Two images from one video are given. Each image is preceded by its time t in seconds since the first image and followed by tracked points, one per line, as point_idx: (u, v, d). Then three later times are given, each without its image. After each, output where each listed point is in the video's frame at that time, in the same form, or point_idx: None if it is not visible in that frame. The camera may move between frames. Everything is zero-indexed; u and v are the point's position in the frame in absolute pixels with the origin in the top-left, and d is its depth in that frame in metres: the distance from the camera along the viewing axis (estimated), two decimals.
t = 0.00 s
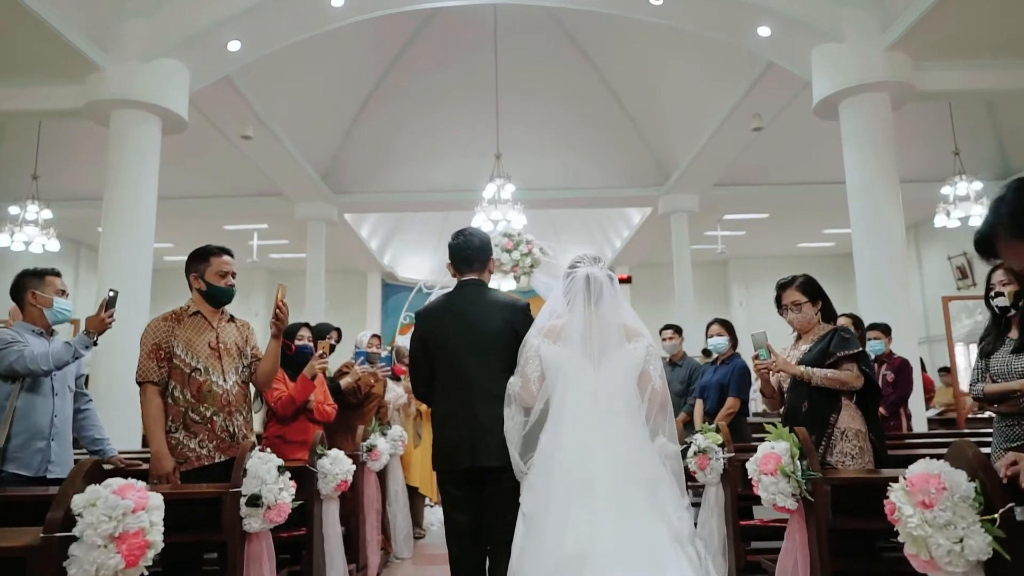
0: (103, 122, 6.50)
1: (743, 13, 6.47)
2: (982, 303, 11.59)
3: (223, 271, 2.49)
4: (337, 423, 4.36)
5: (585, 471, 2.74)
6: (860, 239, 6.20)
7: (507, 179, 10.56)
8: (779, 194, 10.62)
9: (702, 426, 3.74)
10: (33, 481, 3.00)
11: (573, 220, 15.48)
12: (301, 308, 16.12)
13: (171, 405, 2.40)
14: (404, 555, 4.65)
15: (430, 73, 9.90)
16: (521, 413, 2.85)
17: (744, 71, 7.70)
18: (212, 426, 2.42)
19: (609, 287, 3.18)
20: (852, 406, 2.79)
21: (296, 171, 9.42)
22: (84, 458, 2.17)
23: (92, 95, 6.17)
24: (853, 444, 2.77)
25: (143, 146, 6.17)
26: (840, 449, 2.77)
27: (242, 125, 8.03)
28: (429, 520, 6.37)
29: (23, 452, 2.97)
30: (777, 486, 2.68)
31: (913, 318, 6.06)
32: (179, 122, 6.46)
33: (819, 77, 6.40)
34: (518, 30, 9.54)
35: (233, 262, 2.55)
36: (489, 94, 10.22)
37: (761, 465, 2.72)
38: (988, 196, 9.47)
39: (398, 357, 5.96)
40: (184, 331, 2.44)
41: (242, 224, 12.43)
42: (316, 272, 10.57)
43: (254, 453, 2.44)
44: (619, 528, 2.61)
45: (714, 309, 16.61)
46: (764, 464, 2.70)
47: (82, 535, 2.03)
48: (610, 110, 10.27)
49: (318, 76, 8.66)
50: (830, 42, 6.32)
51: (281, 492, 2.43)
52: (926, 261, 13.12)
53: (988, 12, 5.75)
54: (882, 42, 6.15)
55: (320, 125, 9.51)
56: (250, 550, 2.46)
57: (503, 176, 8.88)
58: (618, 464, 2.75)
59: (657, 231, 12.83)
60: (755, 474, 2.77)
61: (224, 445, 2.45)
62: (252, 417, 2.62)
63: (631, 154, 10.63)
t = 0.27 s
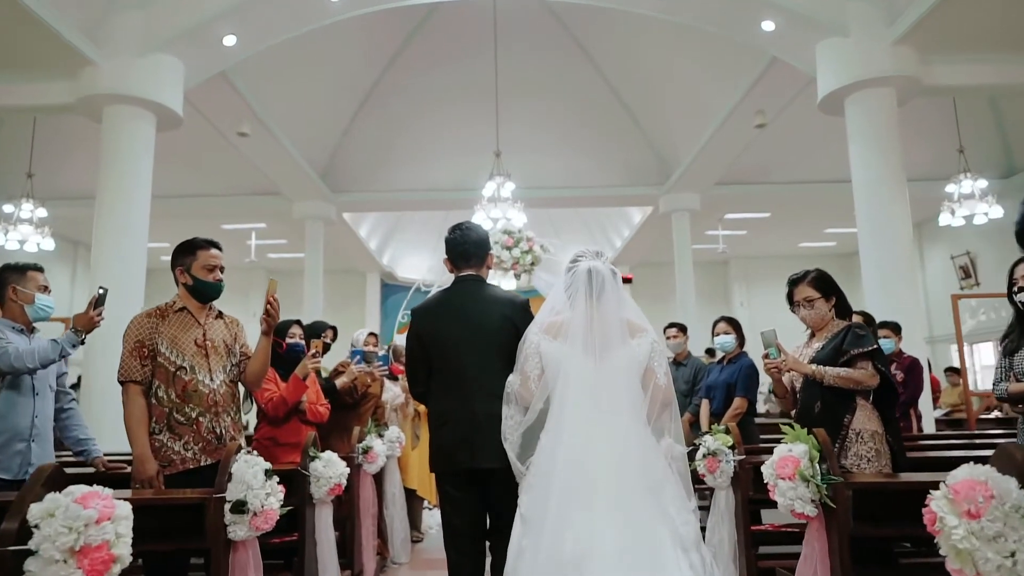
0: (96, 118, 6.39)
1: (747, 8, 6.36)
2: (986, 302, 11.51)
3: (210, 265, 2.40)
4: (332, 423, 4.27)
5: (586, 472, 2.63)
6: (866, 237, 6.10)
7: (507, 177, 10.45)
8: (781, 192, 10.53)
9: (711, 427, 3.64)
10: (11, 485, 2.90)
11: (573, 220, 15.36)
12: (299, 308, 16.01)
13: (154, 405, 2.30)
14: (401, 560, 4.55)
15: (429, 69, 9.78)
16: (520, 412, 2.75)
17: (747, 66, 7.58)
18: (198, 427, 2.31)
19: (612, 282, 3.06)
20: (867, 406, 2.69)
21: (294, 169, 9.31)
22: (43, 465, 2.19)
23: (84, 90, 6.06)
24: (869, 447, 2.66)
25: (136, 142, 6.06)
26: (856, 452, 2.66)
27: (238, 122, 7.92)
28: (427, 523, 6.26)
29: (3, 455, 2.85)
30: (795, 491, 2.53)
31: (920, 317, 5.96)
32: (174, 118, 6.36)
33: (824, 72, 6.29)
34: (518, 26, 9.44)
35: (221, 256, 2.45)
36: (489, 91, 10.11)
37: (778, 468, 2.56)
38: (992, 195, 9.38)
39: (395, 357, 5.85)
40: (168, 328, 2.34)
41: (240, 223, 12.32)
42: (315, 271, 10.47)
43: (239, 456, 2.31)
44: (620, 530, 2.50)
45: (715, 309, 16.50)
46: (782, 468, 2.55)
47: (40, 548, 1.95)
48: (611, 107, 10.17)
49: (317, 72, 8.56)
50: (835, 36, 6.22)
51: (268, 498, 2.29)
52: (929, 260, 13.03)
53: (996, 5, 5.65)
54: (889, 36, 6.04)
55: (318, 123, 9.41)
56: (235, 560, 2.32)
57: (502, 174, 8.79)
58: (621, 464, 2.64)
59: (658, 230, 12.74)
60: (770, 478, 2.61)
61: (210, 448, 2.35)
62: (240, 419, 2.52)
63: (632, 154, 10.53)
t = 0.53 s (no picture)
0: (88, 114, 6.28)
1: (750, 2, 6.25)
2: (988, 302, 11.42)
3: (195, 259, 2.30)
4: (327, 425, 4.18)
5: (588, 474, 2.52)
6: (870, 235, 6.00)
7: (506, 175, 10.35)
8: (783, 191, 10.44)
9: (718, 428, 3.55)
10: None
11: (573, 220, 15.25)
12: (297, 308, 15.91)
13: (135, 405, 2.21)
14: (398, 564, 4.44)
15: (427, 67, 9.68)
16: (519, 413, 2.64)
17: (749, 63, 7.49)
18: (180, 429, 2.22)
19: (616, 279, 2.94)
20: (882, 405, 2.60)
21: (291, 167, 9.21)
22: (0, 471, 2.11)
23: (76, 85, 5.95)
24: (885, 449, 2.56)
25: (129, 139, 5.96)
26: (870, 454, 2.56)
27: (234, 119, 7.82)
28: (425, 526, 6.15)
29: None
30: (813, 496, 2.39)
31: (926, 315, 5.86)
32: (168, 114, 6.25)
33: (828, 67, 6.18)
34: (516, 21, 9.34)
35: (207, 249, 2.36)
36: (487, 89, 10.01)
37: (795, 472, 2.43)
38: (996, 193, 9.29)
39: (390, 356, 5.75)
40: (151, 324, 2.25)
41: (237, 222, 12.22)
42: (313, 271, 10.37)
43: (222, 459, 2.19)
44: (623, 536, 2.40)
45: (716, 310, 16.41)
46: (800, 472, 2.42)
47: None
48: (611, 105, 10.07)
49: (312, 69, 8.45)
50: (840, 30, 6.11)
51: (252, 504, 2.17)
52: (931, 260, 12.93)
53: None
54: (894, 30, 5.95)
55: (315, 120, 9.31)
56: (217, 568, 2.19)
57: (502, 172, 8.68)
58: (625, 467, 2.53)
59: (659, 229, 12.64)
60: (785, 483, 2.47)
61: (194, 450, 2.25)
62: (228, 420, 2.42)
63: (632, 153, 10.44)
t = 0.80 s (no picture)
0: (80, 109, 6.18)
1: None
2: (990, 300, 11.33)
3: (178, 251, 2.23)
4: (320, 424, 4.09)
5: (591, 476, 2.43)
6: (875, 232, 5.90)
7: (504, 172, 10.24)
8: (784, 189, 10.34)
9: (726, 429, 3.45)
10: None
11: (572, 218, 15.15)
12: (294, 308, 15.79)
13: (113, 404, 2.12)
14: (394, 568, 4.33)
15: (424, 62, 9.58)
16: (519, 413, 2.55)
17: (752, 57, 7.39)
18: (161, 429, 2.13)
19: (620, 275, 2.84)
20: (897, 404, 2.50)
21: (287, 164, 9.11)
22: None
23: (66, 78, 5.84)
24: (900, 449, 2.47)
25: (122, 133, 5.86)
26: (885, 455, 2.47)
27: (229, 114, 7.72)
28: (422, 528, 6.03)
29: None
30: (831, 500, 2.29)
31: (932, 313, 5.77)
32: (161, 108, 6.15)
33: (831, 61, 6.09)
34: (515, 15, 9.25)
35: (192, 241, 2.29)
36: (485, 85, 9.90)
37: (811, 474, 2.32)
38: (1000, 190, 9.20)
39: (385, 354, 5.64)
40: (130, 319, 2.17)
41: (234, 220, 12.12)
42: (309, 269, 10.26)
43: (201, 461, 2.09)
44: (627, 539, 2.32)
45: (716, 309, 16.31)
46: (815, 473, 2.32)
47: None
48: (610, 101, 9.97)
49: (309, 63, 8.34)
50: (844, 24, 6.02)
51: (232, 509, 2.06)
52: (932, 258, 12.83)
53: None
54: (899, 24, 5.85)
55: (312, 117, 9.21)
56: None
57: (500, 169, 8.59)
58: (628, 469, 2.44)
59: (659, 228, 12.55)
60: (800, 486, 2.36)
61: (176, 452, 2.16)
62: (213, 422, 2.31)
63: (631, 151, 10.34)
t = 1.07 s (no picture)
0: (72, 105, 6.07)
1: None
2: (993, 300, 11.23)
3: (161, 244, 2.15)
4: (314, 425, 4.02)
5: (596, 481, 2.34)
6: (880, 228, 5.80)
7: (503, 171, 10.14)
8: (786, 188, 10.24)
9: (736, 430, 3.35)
10: None
11: (572, 218, 15.06)
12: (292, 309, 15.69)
13: (90, 405, 2.03)
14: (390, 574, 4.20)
15: (423, 59, 9.49)
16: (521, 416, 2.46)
17: (754, 54, 7.29)
18: (142, 431, 2.04)
19: (626, 276, 2.76)
20: (913, 405, 2.42)
21: (285, 163, 9.00)
22: None
23: (58, 74, 5.73)
24: (917, 452, 2.37)
25: (115, 129, 5.77)
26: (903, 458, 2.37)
27: (225, 112, 7.61)
28: (420, 532, 5.92)
29: None
30: (852, 508, 2.13)
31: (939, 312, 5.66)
32: (154, 104, 6.04)
33: (834, 56, 6.00)
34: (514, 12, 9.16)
35: (176, 234, 2.21)
36: (484, 83, 9.80)
37: (831, 479, 2.17)
38: (1004, 188, 9.10)
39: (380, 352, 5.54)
40: (110, 315, 2.09)
41: (231, 220, 12.01)
42: (308, 269, 10.16)
43: (179, 467, 2.00)
44: (634, 545, 2.23)
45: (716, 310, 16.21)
46: (836, 479, 2.16)
47: None
48: (611, 99, 9.88)
49: (306, 61, 8.24)
50: (850, 18, 5.92)
51: (212, 517, 1.95)
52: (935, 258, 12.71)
53: None
54: (905, 18, 5.75)
55: (309, 115, 9.11)
56: None
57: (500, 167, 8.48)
58: (635, 474, 2.36)
59: (659, 227, 12.44)
60: (819, 492, 2.21)
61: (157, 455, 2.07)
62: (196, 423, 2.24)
63: (631, 150, 10.23)
